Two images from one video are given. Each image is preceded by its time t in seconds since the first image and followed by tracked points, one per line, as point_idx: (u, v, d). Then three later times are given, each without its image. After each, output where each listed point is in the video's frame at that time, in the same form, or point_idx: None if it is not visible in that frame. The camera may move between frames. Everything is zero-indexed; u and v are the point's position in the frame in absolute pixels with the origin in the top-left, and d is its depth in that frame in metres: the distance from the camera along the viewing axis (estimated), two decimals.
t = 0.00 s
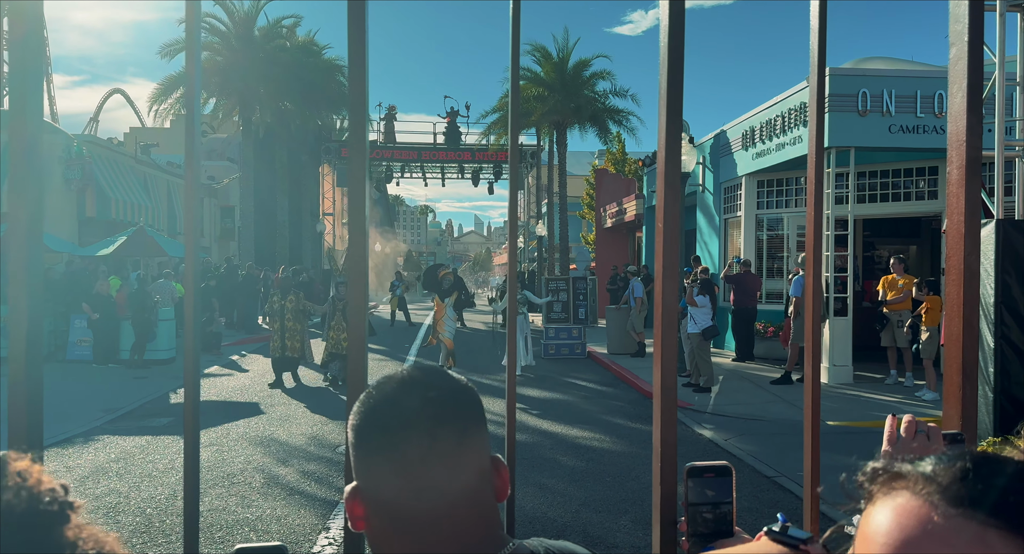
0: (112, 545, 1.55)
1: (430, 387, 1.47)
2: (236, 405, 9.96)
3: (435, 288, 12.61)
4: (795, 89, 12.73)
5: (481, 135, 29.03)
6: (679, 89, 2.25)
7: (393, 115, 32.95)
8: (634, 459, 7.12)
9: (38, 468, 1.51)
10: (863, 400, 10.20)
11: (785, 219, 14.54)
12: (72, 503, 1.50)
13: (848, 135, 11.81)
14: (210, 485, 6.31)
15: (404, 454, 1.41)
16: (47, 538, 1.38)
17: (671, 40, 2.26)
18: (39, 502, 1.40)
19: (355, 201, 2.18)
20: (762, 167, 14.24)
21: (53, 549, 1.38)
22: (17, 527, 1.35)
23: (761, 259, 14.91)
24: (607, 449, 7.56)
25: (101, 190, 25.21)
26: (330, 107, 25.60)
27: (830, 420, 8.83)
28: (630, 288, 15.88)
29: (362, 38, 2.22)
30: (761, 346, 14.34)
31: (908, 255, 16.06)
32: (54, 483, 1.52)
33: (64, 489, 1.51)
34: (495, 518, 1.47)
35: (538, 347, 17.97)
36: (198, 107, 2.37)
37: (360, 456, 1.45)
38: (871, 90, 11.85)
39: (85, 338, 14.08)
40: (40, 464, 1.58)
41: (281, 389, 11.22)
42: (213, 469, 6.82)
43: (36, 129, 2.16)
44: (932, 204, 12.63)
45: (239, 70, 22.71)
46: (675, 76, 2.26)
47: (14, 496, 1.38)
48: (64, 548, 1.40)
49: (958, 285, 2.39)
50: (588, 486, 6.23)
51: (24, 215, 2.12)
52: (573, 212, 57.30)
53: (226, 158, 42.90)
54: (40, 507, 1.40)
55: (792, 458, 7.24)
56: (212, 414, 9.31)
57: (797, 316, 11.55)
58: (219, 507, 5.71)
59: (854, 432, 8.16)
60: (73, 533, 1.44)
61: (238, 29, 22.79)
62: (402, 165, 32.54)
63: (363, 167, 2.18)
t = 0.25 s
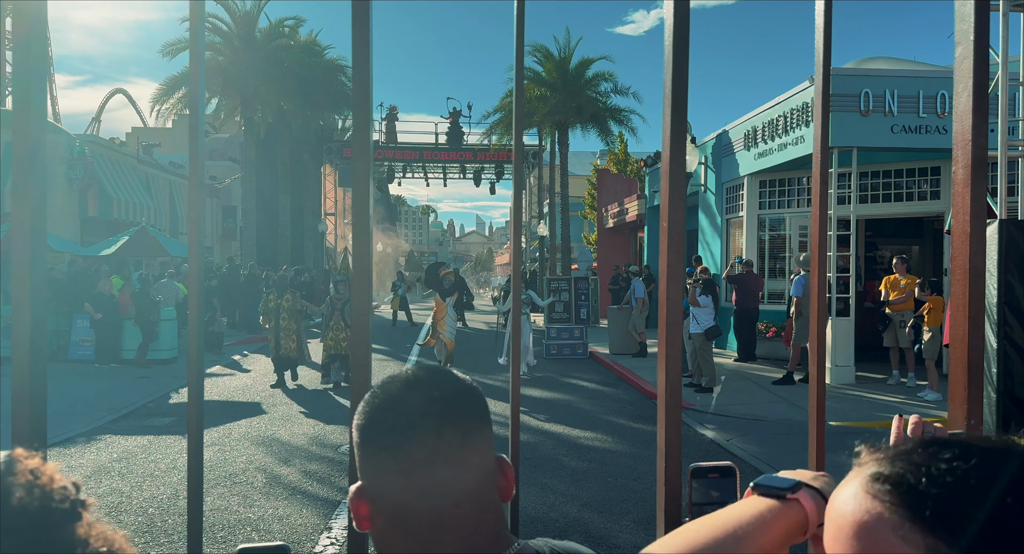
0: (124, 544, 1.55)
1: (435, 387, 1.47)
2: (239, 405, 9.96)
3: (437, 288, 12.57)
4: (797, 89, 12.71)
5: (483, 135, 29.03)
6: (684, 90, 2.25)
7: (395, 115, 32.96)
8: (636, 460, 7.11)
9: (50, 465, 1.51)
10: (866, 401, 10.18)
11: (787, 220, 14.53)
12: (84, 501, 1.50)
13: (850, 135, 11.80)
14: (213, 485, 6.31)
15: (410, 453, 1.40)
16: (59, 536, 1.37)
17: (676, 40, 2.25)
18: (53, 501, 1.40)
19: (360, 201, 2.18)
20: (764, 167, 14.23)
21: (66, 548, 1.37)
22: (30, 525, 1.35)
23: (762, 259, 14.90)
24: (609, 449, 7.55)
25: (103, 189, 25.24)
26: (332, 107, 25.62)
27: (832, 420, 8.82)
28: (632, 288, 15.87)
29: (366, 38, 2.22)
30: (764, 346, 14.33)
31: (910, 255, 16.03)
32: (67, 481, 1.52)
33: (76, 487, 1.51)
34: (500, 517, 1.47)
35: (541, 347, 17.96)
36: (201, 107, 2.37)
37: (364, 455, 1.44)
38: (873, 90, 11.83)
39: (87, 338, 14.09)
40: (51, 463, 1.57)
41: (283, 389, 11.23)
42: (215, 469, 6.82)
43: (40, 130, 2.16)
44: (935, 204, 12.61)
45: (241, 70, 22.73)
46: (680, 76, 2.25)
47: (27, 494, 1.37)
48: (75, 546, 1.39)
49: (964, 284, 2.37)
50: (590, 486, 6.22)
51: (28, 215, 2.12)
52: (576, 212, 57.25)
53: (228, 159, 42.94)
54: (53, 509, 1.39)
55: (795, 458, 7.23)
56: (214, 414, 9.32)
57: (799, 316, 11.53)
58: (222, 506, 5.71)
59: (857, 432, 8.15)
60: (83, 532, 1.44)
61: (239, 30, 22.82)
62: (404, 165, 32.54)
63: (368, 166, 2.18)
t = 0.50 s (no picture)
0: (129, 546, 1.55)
1: (438, 389, 1.47)
2: (241, 406, 9.97)
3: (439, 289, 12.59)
4: (800, 90, 12.70)
5: (485, 136, 29.04)
6: (688, 90, 2.25)
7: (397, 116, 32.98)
8: (638, 461, 7.11)
9: (56, 465, 1.51)
10: (868, 401, 10.17)
11: (789, 220, 14.51)
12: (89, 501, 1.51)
13: (852, 136, 11.78)
14: (215, 485, 6.31)
15: (412, 456, 1.40)
16: (66, 535, 1.37)
17: (680, 41, 2.25)
18: (59, 502, 1.40)
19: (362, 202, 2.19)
20: (767, 168, 14.22)
21: (70, 546, 1.37)
22: (36, 523, 1.35)
23: (765, 260, 14.88)
24: (611, 450, 7.55)
25: (106, 189, 25.28)
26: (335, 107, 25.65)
27: (835, 421, 8.82)
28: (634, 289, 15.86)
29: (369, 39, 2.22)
30: (766, 347, 14.31)
31: (913, 256, 16.02)
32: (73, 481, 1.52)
33: (82, 487, 1.52)
34: (502, 519, 1.47)
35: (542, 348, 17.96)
36: (205, 107, 2.37)
37: (368, 458, 1.44)
38: (876, 91, 11.82)
39: (90, 338, 14.09)
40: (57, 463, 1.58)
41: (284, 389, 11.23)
42: (218, 469, 6.83)
43: (44, 130, 2.16)
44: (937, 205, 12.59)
45: (243, 70, 22.76)
46: (683, 77, 2.25)
47: (35, 494, 1.38)
48: (80, 544, 1.39)
49: (968, 286, 2.37)
50: (592, 487, 6.22)
51: (32, 215, 2.12)
52: (578, 212, 57.22)
53: (230, 159, 42.99)
54: (60, 510, 1.39)
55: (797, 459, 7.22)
56: (216, 414, 9.33)
57: (801, 317, 11.52)
58: (224, 507, 5.71)
59: (859, 433, 8.15)
60: (88, 532, 1.44)
61: (242, 30, 22.88)
62: (406, 165, 32.57)
63: (371, 167, 2.18)
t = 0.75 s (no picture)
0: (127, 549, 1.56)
1: (439, 394, 1.47)
2: (244, 407, 9.98)
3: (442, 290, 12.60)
4: (803, 91, 12.70)
5: (488, 137, 29.06)
6: (690, 93, 2.25)
7: (401, 117, 33.03)
8: (641, 462, 7.11)
9: (54, 469, 1.52)
10: (871, 403, 10.16)
11: (792, 222, 14.49)
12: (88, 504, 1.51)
13: (855, 137, 11.77)
14: (219, 486, 6.33)
15: (414, 461, 1.41)
16: (64, 538, 1.38)
17: (683, 43, 2.25)
18: (59, 506, 1.41)
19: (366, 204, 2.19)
20: (770, 169, 14.22)
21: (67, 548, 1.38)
22: (35, 526, 1.36)
23: (768, 262, 14.87)
24: (614, 452, 7.55)
25: (110, 191, 25.34)
26: (337, 108, 25.70)
27: (838, 423, 8.81)
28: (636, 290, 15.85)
29: (373, 38, 2.22)
30: (769, 349, 14.30)
31: (916, 258, 15.99)
32: (72, 484, 1.54)
33: (81, 490, 1.53)
34: (504, 522, 1.47)
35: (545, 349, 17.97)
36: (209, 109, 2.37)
37: (369, 462, 1.44)
38: (879, 93, 11.81)
39: (93, 339, 14.12)
40: (57, 466, 1.59)
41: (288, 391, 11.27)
42: (221, 470, 6.84)
43: (48, 130, 2.17)
44: (941, 207, 12.57)
45: (247, 72, 22.82)
46: (687, 80, 2.25)
47: (36, 496, 1.39)
48: (77, 547, 1.40)
49: (970, 291, 2.37)
50: (594, 489, 6.23)
51: (35, 216, 2.12)
52: (580, 214, 57.19)
53: (233, 160, 43.03)
54: (59, 513, 1.40)
55: (800, 462, 7.21)
56: (219, 415, 9.34)
57: (804, 319, 11.52)
58: (227, 508, 5.72)
59: (862, 435, 8.14)
60: (86, 535, 1.44)
61: (246, 31, 22.95)
62: (409, 166, 32.59)
63: (374, 168, 2.18)
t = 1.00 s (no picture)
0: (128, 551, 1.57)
1: (443, 396, 1.47)
2: (247, 408, 10.00)
3: (444, 293, 12.61)
4: (806, 93, 12.69)
5: (491, 139, 29.08)
6: (692, 95, 2.25)
7: (404, 119, 33.06)
8: (644, 465, 7.11)
9: (58, 470, 1.53)
10: (874, 406, 10.14)
11: (795, 224, 14.48)
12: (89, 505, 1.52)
13: (859, 140, 11.76)
14: (222, 487, 6.34)
15: (417, 463, 1.41)
16: (66, 539, 1.39)
17: (686, 46, 2.26)
18: (61, 507, 1.42)
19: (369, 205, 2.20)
20: (773, 171, 14.21)
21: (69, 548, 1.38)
22: (36, 527, 1.36)
23: (771, 264, 14.85)
24: (616, 454, 7.55)
25: (113, 192, 25.40)
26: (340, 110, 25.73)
27: (841, 425, 8.80)
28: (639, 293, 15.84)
29: (376, 40, 2.23)
30: (772, 351, 14.28)
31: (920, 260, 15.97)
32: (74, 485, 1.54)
33: (84, 491, 1.54)
34: (508, 524, 1.48)
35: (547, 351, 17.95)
36: (212, 110, 2.38)
37: (373, 464, 1.45)
38: (882, 94, 11.80)
39: (96, 340, 14.15)
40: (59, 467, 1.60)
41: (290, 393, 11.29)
42: (224, 471, 6.86)
43: (53, 133, 2.18)
44: (945, 209, 12.55)
45: (250, 73, 22.87)
46: (689, 82, 2.25)
47: (40, 496, 1.39)
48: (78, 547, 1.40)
49: (973, 293, 2.37)
50: (597, 491, 6.23)
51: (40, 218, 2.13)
52: (583, 216, 57.14)
53: (237, 162, 43.11)
54: (61, 515, 1.41)
55: (803, 464, 7.20)
56: (222, 417, 9.36)
57: (807, 321, 11.51)
58: (230, 509, 5.73)
59: (865, 438, 8.13)
60: (86, 536, 1.45)
61: (249, 33, 23.01)
62: (412, 168, 32.63)
63: (378, 168, 2.18)
